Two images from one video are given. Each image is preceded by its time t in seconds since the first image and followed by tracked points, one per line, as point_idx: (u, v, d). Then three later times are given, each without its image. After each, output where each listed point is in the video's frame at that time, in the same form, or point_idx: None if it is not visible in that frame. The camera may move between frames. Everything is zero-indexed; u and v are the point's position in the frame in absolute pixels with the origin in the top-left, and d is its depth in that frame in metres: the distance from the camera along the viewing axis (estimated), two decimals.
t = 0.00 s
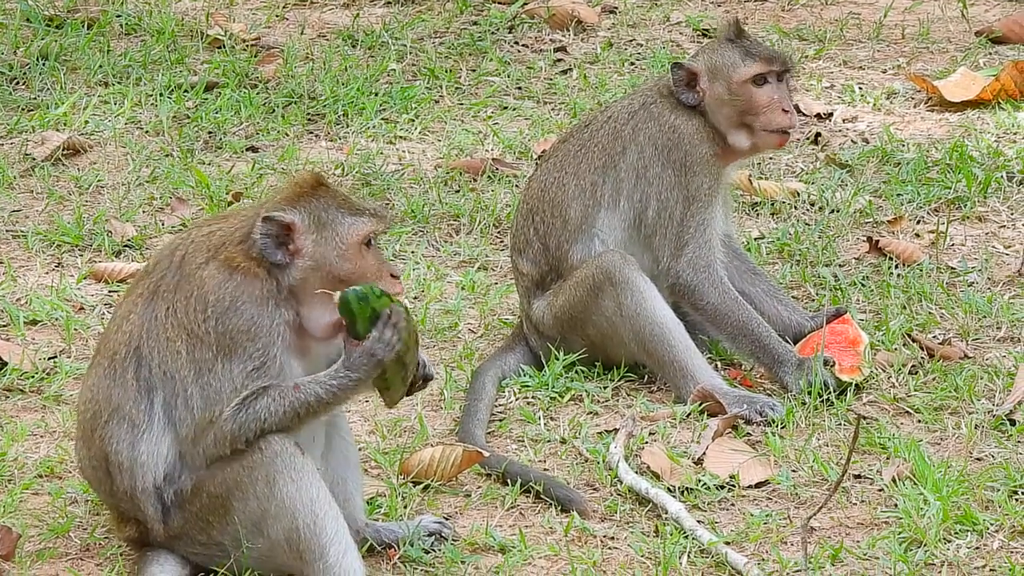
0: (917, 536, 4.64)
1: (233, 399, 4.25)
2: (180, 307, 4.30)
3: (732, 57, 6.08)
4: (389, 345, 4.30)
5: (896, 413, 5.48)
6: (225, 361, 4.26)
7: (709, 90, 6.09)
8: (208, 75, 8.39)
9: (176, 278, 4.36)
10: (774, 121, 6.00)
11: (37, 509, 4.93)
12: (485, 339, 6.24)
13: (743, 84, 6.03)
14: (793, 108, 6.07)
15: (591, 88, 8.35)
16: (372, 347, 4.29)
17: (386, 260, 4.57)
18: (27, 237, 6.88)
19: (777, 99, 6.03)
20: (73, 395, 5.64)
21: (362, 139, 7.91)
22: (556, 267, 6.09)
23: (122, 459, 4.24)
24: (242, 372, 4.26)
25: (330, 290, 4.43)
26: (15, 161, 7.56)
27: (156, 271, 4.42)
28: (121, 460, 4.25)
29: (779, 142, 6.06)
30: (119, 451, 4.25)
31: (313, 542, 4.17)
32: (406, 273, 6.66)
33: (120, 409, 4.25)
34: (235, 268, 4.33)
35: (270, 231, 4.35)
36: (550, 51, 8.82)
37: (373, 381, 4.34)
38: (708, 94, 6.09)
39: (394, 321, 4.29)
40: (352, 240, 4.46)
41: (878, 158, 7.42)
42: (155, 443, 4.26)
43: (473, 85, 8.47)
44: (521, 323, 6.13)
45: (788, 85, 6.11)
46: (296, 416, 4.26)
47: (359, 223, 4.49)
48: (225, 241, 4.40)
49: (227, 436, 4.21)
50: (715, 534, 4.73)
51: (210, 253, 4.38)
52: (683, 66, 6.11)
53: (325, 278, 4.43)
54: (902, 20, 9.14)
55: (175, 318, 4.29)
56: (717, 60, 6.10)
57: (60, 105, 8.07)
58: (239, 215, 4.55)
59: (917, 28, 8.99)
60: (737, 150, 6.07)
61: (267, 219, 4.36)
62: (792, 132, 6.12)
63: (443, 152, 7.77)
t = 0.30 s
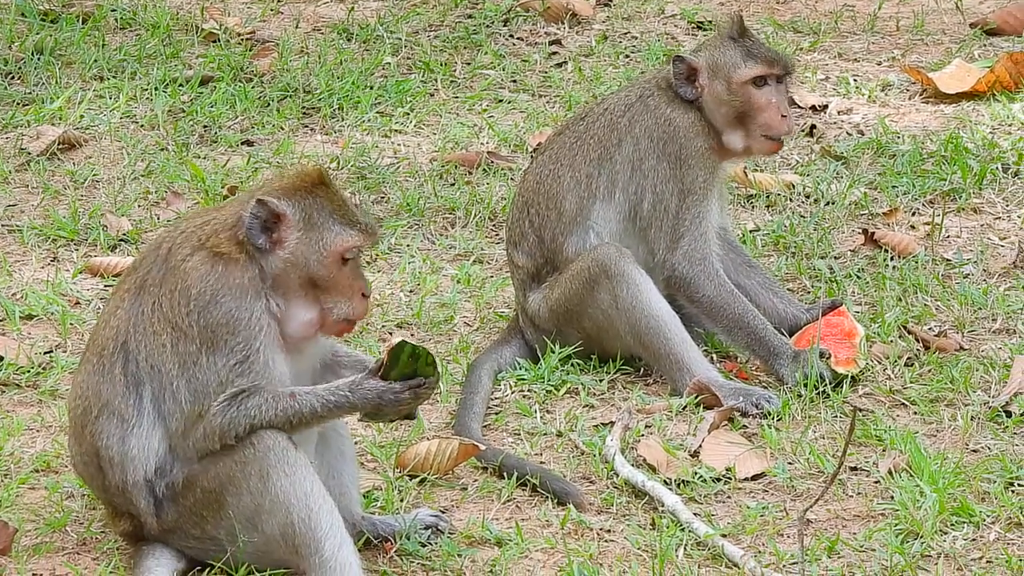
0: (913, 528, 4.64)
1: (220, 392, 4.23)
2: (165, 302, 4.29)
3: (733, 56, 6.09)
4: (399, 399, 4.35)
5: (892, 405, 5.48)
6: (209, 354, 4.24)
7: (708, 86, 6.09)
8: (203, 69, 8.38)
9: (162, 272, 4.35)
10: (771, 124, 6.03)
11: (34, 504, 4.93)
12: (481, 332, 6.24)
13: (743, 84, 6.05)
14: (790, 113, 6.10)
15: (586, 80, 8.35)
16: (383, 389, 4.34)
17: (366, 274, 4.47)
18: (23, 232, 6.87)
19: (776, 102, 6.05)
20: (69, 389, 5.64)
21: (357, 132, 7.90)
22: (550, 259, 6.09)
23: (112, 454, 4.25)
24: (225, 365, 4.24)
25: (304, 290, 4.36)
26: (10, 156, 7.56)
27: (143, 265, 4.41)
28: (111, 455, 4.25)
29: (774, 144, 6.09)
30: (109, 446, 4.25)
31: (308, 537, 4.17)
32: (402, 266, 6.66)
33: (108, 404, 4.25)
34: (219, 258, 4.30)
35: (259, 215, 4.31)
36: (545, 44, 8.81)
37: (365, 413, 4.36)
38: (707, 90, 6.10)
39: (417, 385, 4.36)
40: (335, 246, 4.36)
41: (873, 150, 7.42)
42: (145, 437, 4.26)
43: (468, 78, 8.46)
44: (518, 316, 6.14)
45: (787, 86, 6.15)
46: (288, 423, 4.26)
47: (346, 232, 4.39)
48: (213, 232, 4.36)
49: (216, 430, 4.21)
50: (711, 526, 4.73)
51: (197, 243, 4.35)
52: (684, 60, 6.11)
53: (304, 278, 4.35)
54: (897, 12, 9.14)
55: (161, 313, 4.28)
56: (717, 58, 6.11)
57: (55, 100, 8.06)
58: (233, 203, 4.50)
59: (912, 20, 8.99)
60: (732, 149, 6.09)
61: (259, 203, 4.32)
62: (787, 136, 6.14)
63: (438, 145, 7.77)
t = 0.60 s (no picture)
0: (908, 522, 4.65)
1: (216, 390, 4.24)
2: (160, 302, 4.29)
3: (763, 86, 6.00)
4: (394, 396, 4.35)
5: (886, 400, 5.49)
6: (206, 352, 4.25)
7: (724, 102, 6.02)
8: (195, 68, 8.38)
9: (155, 273, 4.36)
10: (763, 161, 6.08)
11: (29, 503, 4.93)
12: (475, 329, 6.24)
13: (758, 117, 6.01)
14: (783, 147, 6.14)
15: (578, 77, 8.35)
16: (378, 387, 4.35)
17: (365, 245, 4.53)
18: (16, 232, 6.86)
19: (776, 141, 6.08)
20: (63, 389, 5.63)
21: (349, 130, 7.90)
22: (544, 256, 6.09)
23: (108, 454, 4.25)
24: (222, 362, 4.25)
25: (310, 269, 4.39)
26: (2, 155, 7.55)
27: (135, 266, 4.42)
28: (107, 455, 4.25)
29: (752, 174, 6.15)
30: (104, 446, 4.25)
31: (304, 534, 4.17)
32: (395, 264, 6.66)
33: (103, 404, 4.25)
34: (214, 256, 4.31)
35: (254, 210, 4.33)
36: (537, 40, 8.81)
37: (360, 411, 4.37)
38: (721, 105, 6.03)
39: (412, 387, 4.36)
40: (336, 219, 4.40)
41: (865, 145, 7.43)
42: (140, 437, 4.25)
43: (460, 75, 8.47)
44: (511, 313, 6.14)
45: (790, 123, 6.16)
46: (283, 420, 4.26)
47: (342, 207, 4.42)
48: (205, 230, 4.37)
49: (212, 428, 4.22)
50: (706, 521, 4.74)
51: (188, 244, 4.36)
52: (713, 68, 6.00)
53: (306, 259, 4.38)
54: (888, 7, 9.15)
55: (156, 313, 4.29)
56: (740, 74, 6.02)
57: (47, 100, 8.05)
58: (221, 200, 4.51)
59: (903, 15, 9.01)
60: (715, 162, 6.10)
61: (251, 197, 4.34)
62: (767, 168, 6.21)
63: (430, 142, 7.77)
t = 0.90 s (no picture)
0: (904, 517, 4.65)
1: (213, 387, 4.24)
2: (157, 301, 4.30)
3: (795, 164, 6.16)
4: (388, 391, 4.36)
5: (881, 395, 5.49)
6: (206, 347, 4.25)
7: (756, 162, 6.13)
8: (189, 66, 8.37)
9: (149, 275, 4.35)
10: (758, 228, 6.25)
11: (25, 501, 4.92)
12: (470, 326, 6.24)
13: (776, 192, 6.17)
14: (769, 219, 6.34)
15: (572, 74, 8.35)
16: (371, 381, 4.35)
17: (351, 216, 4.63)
18: (11, 230, 6.86)
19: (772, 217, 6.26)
20: (59, 386, 5.63)
21: (343, 128, 7.90)
22: (544, 252, 6.08)
23: (104, 453, 4.24)
24: (223, 357, 4.25)
25: (314, 243, 4.47)
26: None
27: (127, 268, 4.40)
28: (103, 455, 4.24)
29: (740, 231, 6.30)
30: (101, 446, 4.24)
31: (299, 532, 4.17)
32: (390, 261, 6.66)
33: (100, 405, 4.24)
34: (212, 254, 4.32)
35: (250, 203, 4.34)
36: (530, 38, 8.81)
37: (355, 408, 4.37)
38: (752, 163, 6.13)
39: (406, 378, 4.37)
40: (325, 189, 4.51)
41: (859, 142, 7.44)
42: (137, 436, 4.25)
43: (454, 72, 8.47)
44: (507, 309, 6.14)
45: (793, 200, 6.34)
46: (278, 417, 4.25)
47: (324, 176, 4.54)
48: (197, 229, 4.36)
49: (207, 426, 4.21)
50: (702, 518, 4.74)
51: (183, 243, 4.36)
52: (763, 129, 6.08)
53: (306, 233, 4.45)
54: (881, 3, 9.16)
55: (153, 313, 4.29)
56: (782, 147, 6.13)
57: (41, 98, 8.04)
58: (204, 195, 4.50)
59: (897, 11, 9.02)
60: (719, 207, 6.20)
61: (244, 191, 4.35)
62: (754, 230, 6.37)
63: (425, 140, 7.77)
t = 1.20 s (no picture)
0: (899, 516, 4.66)
1: (208, 386, 4.23)
2: (155, 300, 4.30)
3: (828, 254, 6.05)
4: (382, 394, 4.36)
5: (876, 394, 5.50)
6: (203, 345, 4.24)
7: (787, 253, 6.09)
8: (184, 65, 8.37)
9: (146, 275, 4.35)
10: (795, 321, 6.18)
11: (21, 500, 4.92)
12: (464, 325, 6.23)
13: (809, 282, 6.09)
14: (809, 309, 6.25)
15: (566, 72, 8.35)
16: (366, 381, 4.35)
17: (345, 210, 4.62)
18: (6, 229, 6.85)
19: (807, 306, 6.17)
20: (54, 385, 5.63)
21: (338, 127, 7.89)
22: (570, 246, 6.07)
23: (100, 453, 4.25)
24: (219, 355, 4.24)
25: (314, 238, 4.47)
26: None
27: (124, 270, 4.40)
28: (99, 454, 4.25)
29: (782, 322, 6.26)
30: (98, 446, 4.24)
31: (295, 530, 4.17)
32: (385, 260, 6.66)
33: (96, 404, 4.25)
34: (210, 254, 4.31)
35: (254, 203, 4.34)
36: (524, 37, 8.81)
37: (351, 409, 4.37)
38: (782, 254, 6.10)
39: (401, 379, 4.38)
40: (323, 181, 4.51)
41: (854, 140, 7.44)
42: (132, 435, 4.25)
43: (448, 71, 8.47)
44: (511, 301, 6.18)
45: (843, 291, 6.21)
46: (272, 417, 4.24)
47: (321, 170, 4.53)
48: (195, 229, 4.36)
49: (201, 425, 4.20)
50: (697, 516, 4.75)
51: (181, 243, 4.35)
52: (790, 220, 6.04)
53: (307, 228, 4.45)
54: (875, 2, 9.17)
55: (150, 312, 4.29)
56: (812, 237, 6.06)
57: (36, 97, 8.03)
58: (202, 194, 4.49)
59: (890, 10, 9.03)
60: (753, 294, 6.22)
61: (248, 191, 4.34)
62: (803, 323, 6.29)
63: (419, 139, 7.77)
